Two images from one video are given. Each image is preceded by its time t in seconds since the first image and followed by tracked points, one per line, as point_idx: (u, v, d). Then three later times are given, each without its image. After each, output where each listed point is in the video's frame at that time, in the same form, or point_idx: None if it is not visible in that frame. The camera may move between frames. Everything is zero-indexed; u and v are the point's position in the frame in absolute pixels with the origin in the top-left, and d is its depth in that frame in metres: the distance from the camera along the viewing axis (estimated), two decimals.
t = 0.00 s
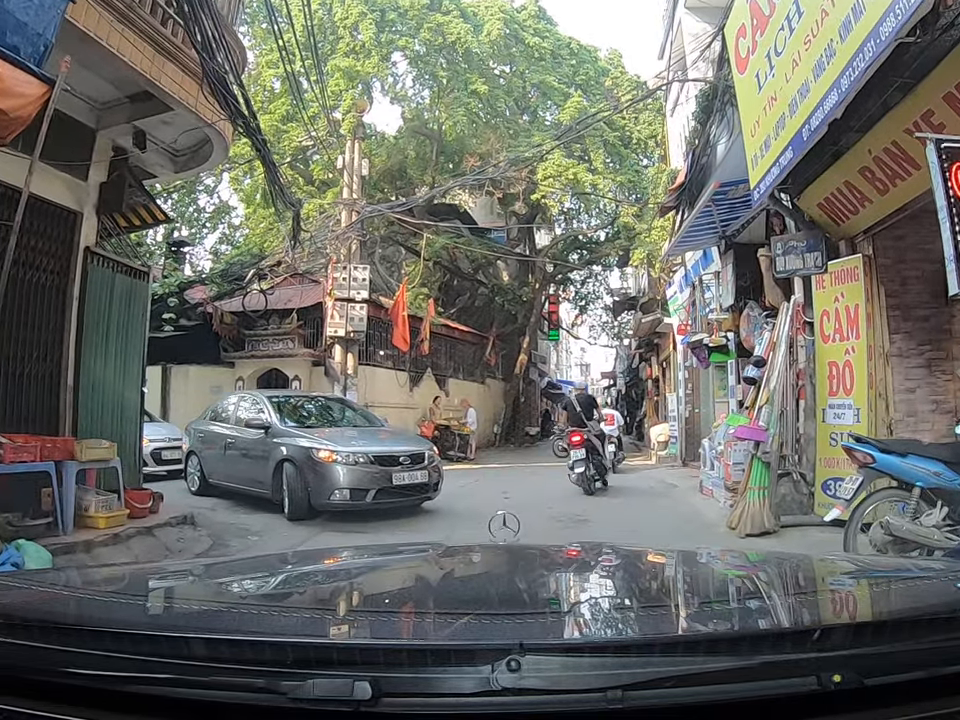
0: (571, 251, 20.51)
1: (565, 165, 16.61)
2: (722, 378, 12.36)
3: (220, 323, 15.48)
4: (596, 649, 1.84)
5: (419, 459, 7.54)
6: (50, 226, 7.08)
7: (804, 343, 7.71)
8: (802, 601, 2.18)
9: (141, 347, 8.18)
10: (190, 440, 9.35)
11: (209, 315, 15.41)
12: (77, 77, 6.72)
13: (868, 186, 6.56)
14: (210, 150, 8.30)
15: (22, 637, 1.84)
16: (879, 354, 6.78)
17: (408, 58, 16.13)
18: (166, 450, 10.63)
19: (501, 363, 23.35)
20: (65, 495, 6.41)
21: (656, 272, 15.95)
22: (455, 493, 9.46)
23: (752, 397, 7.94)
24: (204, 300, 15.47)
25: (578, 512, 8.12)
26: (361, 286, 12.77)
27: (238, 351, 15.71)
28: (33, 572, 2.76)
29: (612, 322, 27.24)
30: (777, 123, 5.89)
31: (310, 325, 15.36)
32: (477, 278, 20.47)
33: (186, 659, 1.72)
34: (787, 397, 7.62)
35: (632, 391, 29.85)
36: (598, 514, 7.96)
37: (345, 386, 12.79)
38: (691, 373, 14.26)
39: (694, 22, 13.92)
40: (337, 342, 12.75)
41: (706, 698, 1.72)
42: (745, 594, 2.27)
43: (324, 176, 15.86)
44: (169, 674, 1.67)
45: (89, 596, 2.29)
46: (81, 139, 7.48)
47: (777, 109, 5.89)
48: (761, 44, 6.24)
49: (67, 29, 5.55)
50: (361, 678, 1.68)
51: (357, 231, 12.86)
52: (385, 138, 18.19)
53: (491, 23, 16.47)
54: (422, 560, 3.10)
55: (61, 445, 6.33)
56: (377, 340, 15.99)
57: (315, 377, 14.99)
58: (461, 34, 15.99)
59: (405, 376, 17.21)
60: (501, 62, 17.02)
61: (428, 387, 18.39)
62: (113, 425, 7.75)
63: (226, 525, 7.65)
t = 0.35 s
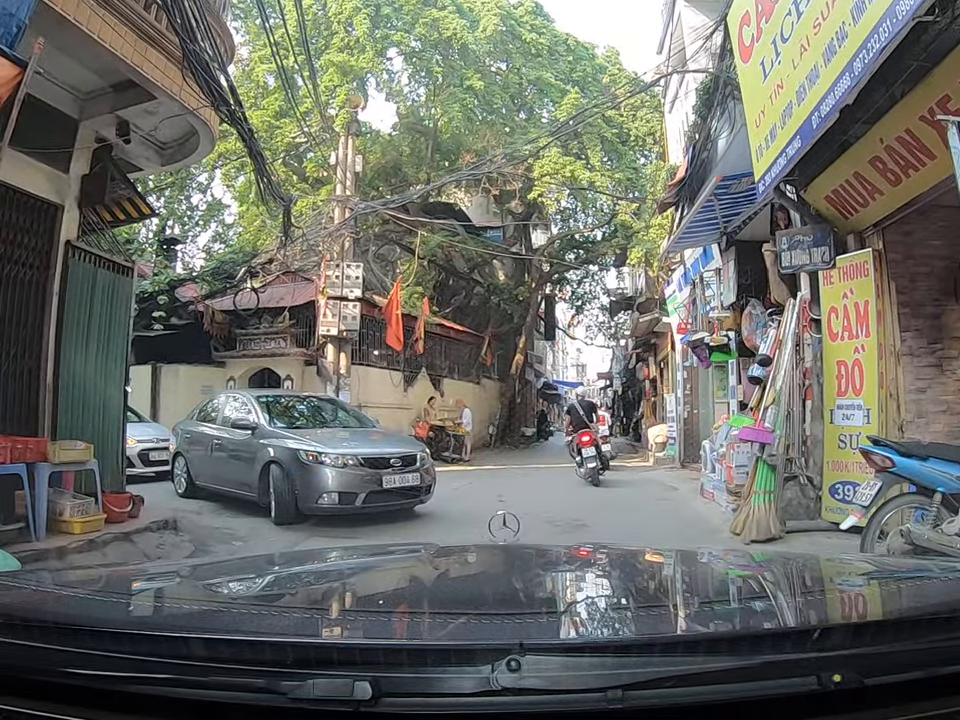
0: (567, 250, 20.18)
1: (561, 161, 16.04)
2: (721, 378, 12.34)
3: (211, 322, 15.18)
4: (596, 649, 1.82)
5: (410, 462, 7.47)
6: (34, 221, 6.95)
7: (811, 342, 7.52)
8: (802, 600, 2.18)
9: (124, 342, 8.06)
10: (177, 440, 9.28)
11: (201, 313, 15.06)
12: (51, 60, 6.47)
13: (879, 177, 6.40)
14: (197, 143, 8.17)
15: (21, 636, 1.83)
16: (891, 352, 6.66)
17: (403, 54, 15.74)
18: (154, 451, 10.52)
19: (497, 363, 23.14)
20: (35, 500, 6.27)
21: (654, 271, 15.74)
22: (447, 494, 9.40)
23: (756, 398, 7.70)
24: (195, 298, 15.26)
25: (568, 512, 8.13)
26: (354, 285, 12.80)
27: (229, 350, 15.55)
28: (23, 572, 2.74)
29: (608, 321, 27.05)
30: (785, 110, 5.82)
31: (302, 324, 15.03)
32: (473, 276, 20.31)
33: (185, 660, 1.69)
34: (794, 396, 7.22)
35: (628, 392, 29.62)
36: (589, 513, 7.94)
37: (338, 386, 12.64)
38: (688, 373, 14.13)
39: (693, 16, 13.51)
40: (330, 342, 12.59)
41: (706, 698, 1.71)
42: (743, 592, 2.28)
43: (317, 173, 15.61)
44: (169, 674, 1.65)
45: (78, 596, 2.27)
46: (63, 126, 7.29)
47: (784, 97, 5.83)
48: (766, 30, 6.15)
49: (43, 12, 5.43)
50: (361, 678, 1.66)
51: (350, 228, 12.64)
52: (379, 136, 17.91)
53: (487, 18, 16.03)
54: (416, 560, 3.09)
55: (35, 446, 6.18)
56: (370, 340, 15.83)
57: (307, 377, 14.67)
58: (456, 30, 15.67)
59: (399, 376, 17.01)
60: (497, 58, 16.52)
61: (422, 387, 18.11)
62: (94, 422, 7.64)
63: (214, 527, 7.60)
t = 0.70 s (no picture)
0: (561, 250, 19.85)
1: (557, 158, 15.24)
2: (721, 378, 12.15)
3: (200, 320, 14.95)
4: (596, 649, 1.80)
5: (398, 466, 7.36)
6: (8, 213, 6.85)
7: (818, 339, 7.03)
8: (806, 600, 2.17)
9: (104, 343, 7.79)
10: (161, 441, 9.18)
11: (189, 312, 14.84)
12: (22, 42, 6.30)
13: (889, 169, 5.96)
14: (180, 135, 8.00)
15: (22, 637, 1.81)
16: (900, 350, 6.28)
17: (395, 51, 14.78)
18: (140, 452, 10.39)
19: (491, 363, 22.81)
20: (3, 505, 6.18)
21: (652, 269, 15.41)
22: (438, 496, 9.29)
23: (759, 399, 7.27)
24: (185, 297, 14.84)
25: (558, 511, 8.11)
26: (345, 282, 12.18)
27: (218, 349, 15.28)
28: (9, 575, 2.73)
29: (603, 321, 26.80)
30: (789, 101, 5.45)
31: (291, 322, 14.86)
32: (467, 275, 19.95)
33: (186, 660, 1.67)
34: (799, 395, 6.83)
35: (623, 392, 29.20)
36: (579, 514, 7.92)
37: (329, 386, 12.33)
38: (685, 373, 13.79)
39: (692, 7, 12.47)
40: (320, 341, 12.29)
41: (706, 698, 1.69)
42: (743, 592, 2.26)
43: (309, 170, 15.28)
44: (169, 673, 1.62)
45: (61, 598, 2.25)
46: (44, 119, 7.10)
47: (789, 86, 5.46)
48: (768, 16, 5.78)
49: None
50: (361, 678, 1.64)
51: (341, 225, 12.20)
52: (373, 133, 17.29)
53: (481, 13, 14.90)
54: (409, 560, 3.06)
55: None
56: (362, 339, 15.27)
57: (297, 377, 14.25)
58: (450, 24, 14.66)
59: (391, 376, 16.36)
60: (491, 55, 15.49)
61: (415, 387, 17.64)
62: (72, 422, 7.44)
63: (198, 530, 7.52)
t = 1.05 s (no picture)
0: (555, 249, 18.94)
1: (550, 154, 15.12)
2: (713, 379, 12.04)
3: (186, 318, 14.65)
4: (595, 648, 1.77)
5: (384, 470, 7.28)
6: None
7: (822, 337, 6.84)
8: (810, 600, 2.16)
9: (78, 340, 7.70)
10: (141, 442, 9.06)
11: (176, 309, 14.47)
12: None
13: (899, 159, 5.74)
14: (159, 127, 7.77)
15: (22, 636, 1.80)
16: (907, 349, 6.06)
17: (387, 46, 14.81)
18: (122, 454, 10.25)
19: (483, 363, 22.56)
20: None
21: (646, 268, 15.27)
22: (425, 498, 9.22)
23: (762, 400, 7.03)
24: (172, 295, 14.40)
25: (546, 511, 8.07)
26: (333, 280, 11.71)
27: (204, 349, 14.96)
28: None
29: (597, 322, 26.63)
30: (794, 87, 5.18)
31: (279, 322, 14.32)
32: (459, 275, 19.59)
33: (185, 660, 1.66)
34: (803, 396, 6.62)
35: (615, 394, 28.92)
36: (567, 514, 7.91)
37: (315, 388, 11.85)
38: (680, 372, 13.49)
39: None
40: (307, 340, 11.75)
41: (705, 697, 1.67)
42: (741, 591, 2.25)
43: (299, 168, 15.15)
44: (170, 674, 1.62)
45: (46, 598, 2.22)
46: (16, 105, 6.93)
47: (793, 71, 5.19)
48: None
49: None
50: (362, 678, 1.62)
51: (330, 223, 11.82)
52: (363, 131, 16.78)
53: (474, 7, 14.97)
54: (399, 560, 3.04)
55: None
56: (352, 338, 14.95)
57: (285, 376, 13.92)
58: (442, 19, 14.67)
59: (381, 375, 16.03)
60: (483, 51, 15.39)
61: (405, 387, 17.30)
62: (45, 423, 7.28)
63: (179, 534, 7.43)
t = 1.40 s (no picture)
0: (545, 248, 18.93)
1: (542, 149, 14.82)
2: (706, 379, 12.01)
3: (170, 316, 14.09)
4: (595, 648, 1.75)
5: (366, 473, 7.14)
6: None
7: (825, 334, 6.75)
8: (813, 599, 2.14)
9: (50, 335, 7.23)
10: (119, 444, 8.92)
11: (160, 307, 13.92)
12: None
13: (910, 145, 5.53)
14: (136, 113, 7.51)
15: (19, 638, 1.79)
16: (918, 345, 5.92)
17: (377, 42, 14.52)
18: (102, 455, 10.06)
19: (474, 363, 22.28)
20: None
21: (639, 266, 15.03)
22: (409, 502, 9.13)
23: (765, 398, 6.97)
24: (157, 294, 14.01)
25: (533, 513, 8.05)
26: (320, 277, 11.45)
27: (189, 347, 14.46)
28: None
29: (588, 322, 26.44)
30: (797, 71, 5.12)
31: (266, 320, 13.75)
32: (449, 273, 19.42)
33: (184, 660, 1.65)
34: (807, 395, 6.41)
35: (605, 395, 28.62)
36: (553, 515, 7.89)
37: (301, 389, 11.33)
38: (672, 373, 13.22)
39: None
40: (294, 338, 11.54)
41: (703, 698, 1.65)
42: (739, 591, 2.23)
43: (288, 165, 14.45)
44: (167, 674, 1.61)
45: (31, 601, 2.19)
46: None
47: (796, 55, 5.12)
48: None
49: None
50: (360, 678, 1.62)
51: (317, 220, 11.60)
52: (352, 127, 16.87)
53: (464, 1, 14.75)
54: (386, 561, 3.00)
55: None
56: (339, 337, 14.68)
57: (270, 376, 13.60)
58: (433, 13, 14.39)
59: (368, 375, 15.74)
60: (474, 48, 15.30)
61: (394, 388, 17.01)
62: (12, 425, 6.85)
63: (158, 538, 7.31)
